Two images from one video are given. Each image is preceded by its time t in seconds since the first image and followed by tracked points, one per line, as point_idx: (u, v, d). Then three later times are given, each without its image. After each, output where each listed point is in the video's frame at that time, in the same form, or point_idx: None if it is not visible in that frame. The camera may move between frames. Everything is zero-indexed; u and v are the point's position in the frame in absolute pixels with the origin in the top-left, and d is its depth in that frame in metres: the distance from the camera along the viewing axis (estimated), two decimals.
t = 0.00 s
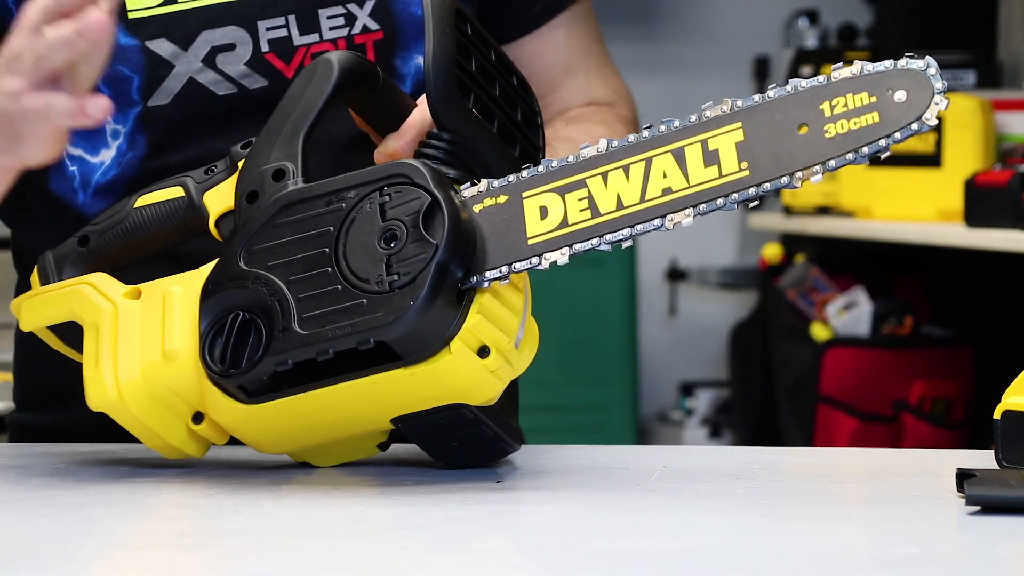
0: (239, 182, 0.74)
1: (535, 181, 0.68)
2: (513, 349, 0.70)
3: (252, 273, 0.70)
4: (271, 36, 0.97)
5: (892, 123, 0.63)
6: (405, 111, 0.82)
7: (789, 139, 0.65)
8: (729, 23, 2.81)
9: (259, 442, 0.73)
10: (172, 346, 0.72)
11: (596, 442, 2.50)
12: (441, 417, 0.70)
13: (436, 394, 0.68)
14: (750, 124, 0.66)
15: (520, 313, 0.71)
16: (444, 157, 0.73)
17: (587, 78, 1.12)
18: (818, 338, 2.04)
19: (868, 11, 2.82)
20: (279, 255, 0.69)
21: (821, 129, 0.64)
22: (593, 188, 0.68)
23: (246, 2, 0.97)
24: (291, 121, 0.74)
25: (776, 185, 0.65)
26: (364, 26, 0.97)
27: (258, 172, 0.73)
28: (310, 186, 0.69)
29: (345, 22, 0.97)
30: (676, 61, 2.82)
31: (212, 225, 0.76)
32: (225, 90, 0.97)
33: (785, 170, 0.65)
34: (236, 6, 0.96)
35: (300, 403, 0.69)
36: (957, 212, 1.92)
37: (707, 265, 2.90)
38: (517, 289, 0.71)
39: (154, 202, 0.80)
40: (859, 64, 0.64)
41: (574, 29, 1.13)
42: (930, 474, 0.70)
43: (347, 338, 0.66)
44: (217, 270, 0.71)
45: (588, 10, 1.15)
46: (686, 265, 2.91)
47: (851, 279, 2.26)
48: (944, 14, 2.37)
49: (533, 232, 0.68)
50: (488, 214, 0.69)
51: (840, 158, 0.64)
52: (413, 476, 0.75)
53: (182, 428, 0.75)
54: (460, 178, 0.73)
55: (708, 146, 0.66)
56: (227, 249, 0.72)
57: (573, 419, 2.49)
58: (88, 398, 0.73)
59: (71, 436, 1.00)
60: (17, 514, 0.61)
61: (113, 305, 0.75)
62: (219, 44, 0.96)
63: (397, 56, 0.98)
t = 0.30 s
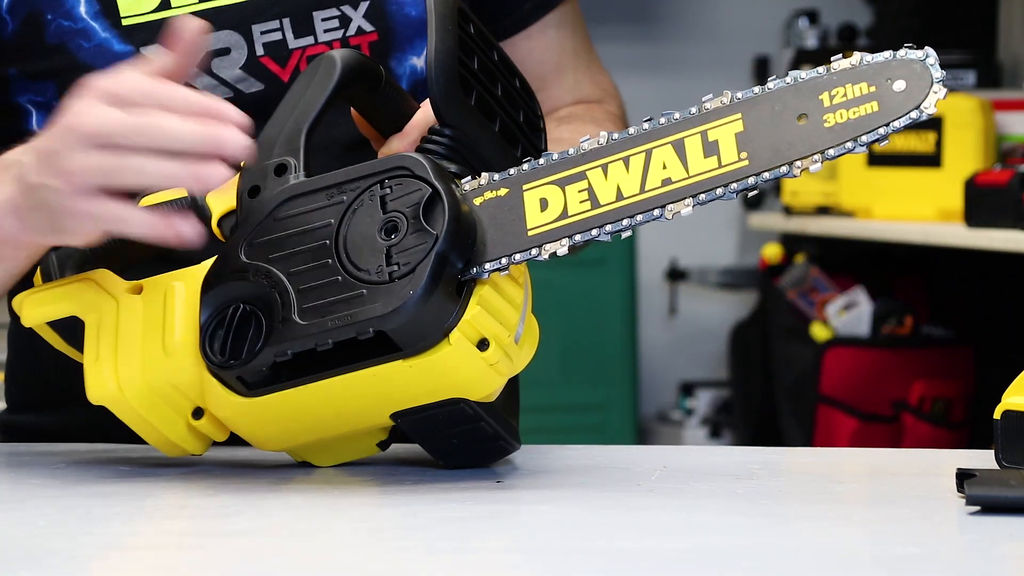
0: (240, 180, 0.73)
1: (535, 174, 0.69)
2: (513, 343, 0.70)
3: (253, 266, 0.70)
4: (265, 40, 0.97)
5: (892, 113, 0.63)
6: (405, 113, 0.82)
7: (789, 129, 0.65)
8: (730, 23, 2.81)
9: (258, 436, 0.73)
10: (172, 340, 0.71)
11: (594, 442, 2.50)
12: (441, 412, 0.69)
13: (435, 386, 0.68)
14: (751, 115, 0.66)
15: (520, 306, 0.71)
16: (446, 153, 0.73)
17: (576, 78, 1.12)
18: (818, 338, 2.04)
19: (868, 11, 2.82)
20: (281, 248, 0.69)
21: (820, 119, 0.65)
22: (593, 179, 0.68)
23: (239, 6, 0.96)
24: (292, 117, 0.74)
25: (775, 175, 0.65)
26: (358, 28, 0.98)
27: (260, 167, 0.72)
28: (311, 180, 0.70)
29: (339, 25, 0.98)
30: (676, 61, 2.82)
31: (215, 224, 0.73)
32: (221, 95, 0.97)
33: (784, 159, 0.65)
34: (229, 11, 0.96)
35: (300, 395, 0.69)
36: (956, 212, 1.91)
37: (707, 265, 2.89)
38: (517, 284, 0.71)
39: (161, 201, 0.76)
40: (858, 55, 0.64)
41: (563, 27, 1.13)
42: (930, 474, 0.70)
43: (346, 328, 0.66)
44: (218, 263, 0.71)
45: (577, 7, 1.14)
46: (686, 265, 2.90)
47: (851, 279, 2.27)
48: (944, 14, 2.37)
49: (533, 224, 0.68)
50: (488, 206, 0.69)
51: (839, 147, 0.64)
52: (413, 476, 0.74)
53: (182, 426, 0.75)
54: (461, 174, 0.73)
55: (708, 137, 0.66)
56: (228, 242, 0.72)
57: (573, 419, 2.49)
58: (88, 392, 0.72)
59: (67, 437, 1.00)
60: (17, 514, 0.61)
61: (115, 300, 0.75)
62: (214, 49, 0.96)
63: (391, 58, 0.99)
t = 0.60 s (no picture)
0: (237, 176, 0.74)
1: (527, 168, 0.68)
2: (506, 338, 0.69)
3: (247, 262, 0.69)
4: (276, 48, 0.96)
5: (880, 100, 0.63)
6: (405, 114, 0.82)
7: (777, 119, 0.65)
8: (730, 23, 2.81)
9: (254, 433, 0.73)
10: (168, 338, 0.71)
11: (594, 440, 2.49)
12: (435, 409, 0.69)
13: (428, 381, 0.67)
14: (741, 106, 0.66)
15: (514, 302, 0.71)
16: (441, 150, 0.73)
17: (597, 83, 1.13)
18: (818, 338, 2.03)
19: (868, 11, 2.82)
20: (275, 244, 0.69)
21: (808, 108, 0.64)
22: (584, 172, 0.68)
23: (248, 13, 0.96)
24: (290, 115, 0.75)
25: (764, 164, 0.65)
26: (371, 38, 0.97)
27: (257, 164, 0.73)
28: (305, 176, 0.70)
29: (351, 33, 0.97)
30: (676, 62, 2.82)
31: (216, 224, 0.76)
32: (229, 102, 0.97)
33: (772, 149, 0.65)
34: (238, 18, 0.96)
35: (293, 390, 0.69)
36: (957, 212, 1.91)
37: (707, 265, 2.89)
38: (510, 279, 0.71)
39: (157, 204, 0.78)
40: (848, 45, 0.64)
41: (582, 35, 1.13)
42: (930, 474, 0.70)
43: (337, 322, 0.65)
44: (212, 260, 0.71)
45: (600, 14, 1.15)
46: (686, 265, 2.90)
47: (850, 279, 2.27)
48: (944, 14, 2.37)
49: (525, 217, 0.68)
50: (481, 201, 0.69)
51: (827, 136, 0.64)
52: (412, 476, 0.74)
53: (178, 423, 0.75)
54: (455, 171, 0.72)
55: (697, 129, 0.66)
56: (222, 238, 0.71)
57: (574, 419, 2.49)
58: (85, 391, 0.72)
59: (72, 437, 1.00)
60: (18, 513, 0.61)
61: (113, 298, 0.75)
62: (224, 56, 0.96)
63: (403, 66, 0.98)
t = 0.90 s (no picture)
0: (238, 177, 0.74)
1: (530, 172, 0.69)
2: (508, 342, 0.69)
3: (249, 266, 0.69)
4: (274, 53, 0.97)
5: (883, 108, 0.63)
6: (404, 114, 0.82)
7: (781, 126, 0.65)
8: (729, 23, 2.81)
9: (256, 436, 0.73)
10: (169, 341, 0.71)
11: (594, 441, 2.49)
12: (437, 412, 0.69)
13: (431, 385, 0.67)
14: (743, 112, 0.66)
15: (515, 306, 0.71)
16: (442, 152, 0.73)
17: (609, 84, 1.13)
18: (818, 338, 2.03)
19: (868, 11, 2.82)
20: (277, 248, 0.69)
21: (811, 115, 0.64)
22: (587, 178, 0.68)
23: (248, 18, 0.96)
24: (290, 116, 0.75)
25: (767, 171, 0.65)
26: (370, 42, 0.97)
27: (257, 166, 0.73)
28: (306, 180, 0.70)
29: (349, 38, 0.97)
30: (676, 61, 2.82)
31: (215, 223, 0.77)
32: (227, 107, 0.97)
33: (776, 156, 0.65)
34: (237, 22, 0.96)
35: (296, 394, 0.69)
36: (957, 213, 1.91)
37: (707, 265, 2.89)
38: (512, 282, 0.71)
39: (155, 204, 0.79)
40: (851, 51, 0.64)
41: (594, 37, 1.13)
42: (930, 474, 0.70)
43: (340, 328, 0.66)
44: (213, 263, 0.71)
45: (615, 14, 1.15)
46: (686, 265, 2.90)
47: (850, 279, 2.27)
48: (943, 14, 2.37)
49: (527, 222, 0.68)
50: (483, 205, 0.69)
51: (831, 143, 0.64)
52: (412, 477, 0.74)
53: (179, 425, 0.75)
54: (456, 173, 0.72)
55: (701, 134, 0.66)
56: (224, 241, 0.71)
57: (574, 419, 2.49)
58: (86, 394, 0.72)
59: (80, 436, 1.00)
60: (18, 513, 0.61)
61: (112, 300, 0.75)
62: (221, 61, 0.96)
63: (403, 72, 0.99)
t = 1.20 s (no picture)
0: (240, 176, 0.74)
1: (533, 169, 0.69)
2: (511, 340, 0.69)
3: (252, 263, 0.69)
4: (275, 59, 0.97)
5: (888, 104, 0.63)
6: (403, 114, 0.82)
7: (785, 122, 0.65)
8: (730, 23, 2.81)
9: (257, 434, 0.73)
10: (171, 339, 0.71)
11: (595, 441, 2.49)
12: (440, 410, 0.69)
13: (434, 382, 0.67)
14: (748, 108, 0.66)
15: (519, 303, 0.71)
16: (445, 150, 0.73)
17: (607, 86, 1.13)
18: (818, 338, 2.03)
19: (868, 11, 2.82)
20: (280, 245, 0.69)
21: (816, 111, 0.65)
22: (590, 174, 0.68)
23: (249, 25, 0.96)
24: (292, 116, 0.75)
25: (772, 167, 0.65)
26: (371, 48, 0.97)
27: (259, 164, 0.73)
28: (310, 177, 0.70)
29: (350, 44, 0.97)
30: (676, 62, 2.82)
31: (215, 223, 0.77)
32: (229, 113, 0.96)
33: (781, 152, 0.65)
34: (238, 29, 0.96)
35: (299, 392, 0.69)
36: (957, 212, 1.91)
37: (707, 265, 2.90)
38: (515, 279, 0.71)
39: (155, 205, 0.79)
40: (855, 48, 0.64)
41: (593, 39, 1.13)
42: (930, 474, 0.70)
43: (344, 324, 0.66)
44: (215, 261, 0.71)
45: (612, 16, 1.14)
46: (686, 265, 2.90)
47: (850, 279, 2.27)
48: (944, 14, 2.37)
49: (531, 218, 0.68)
50: (486, 203, 0.69)
51: (835, 139, 0.64)
52: (412, 476, 0.74)
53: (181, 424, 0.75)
54: (459, 172, 0.72)
55: (705, 131, 0.66)
56: (227, 239, 0.71)
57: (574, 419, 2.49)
58: (88, 392, 0.72)
59: (83, 437, 1.00)
60: (18, 513, 0.61)
61: (114, 299, 0.75)
62: (223, 68, 0.96)
63: (404, 77, 0.99)
